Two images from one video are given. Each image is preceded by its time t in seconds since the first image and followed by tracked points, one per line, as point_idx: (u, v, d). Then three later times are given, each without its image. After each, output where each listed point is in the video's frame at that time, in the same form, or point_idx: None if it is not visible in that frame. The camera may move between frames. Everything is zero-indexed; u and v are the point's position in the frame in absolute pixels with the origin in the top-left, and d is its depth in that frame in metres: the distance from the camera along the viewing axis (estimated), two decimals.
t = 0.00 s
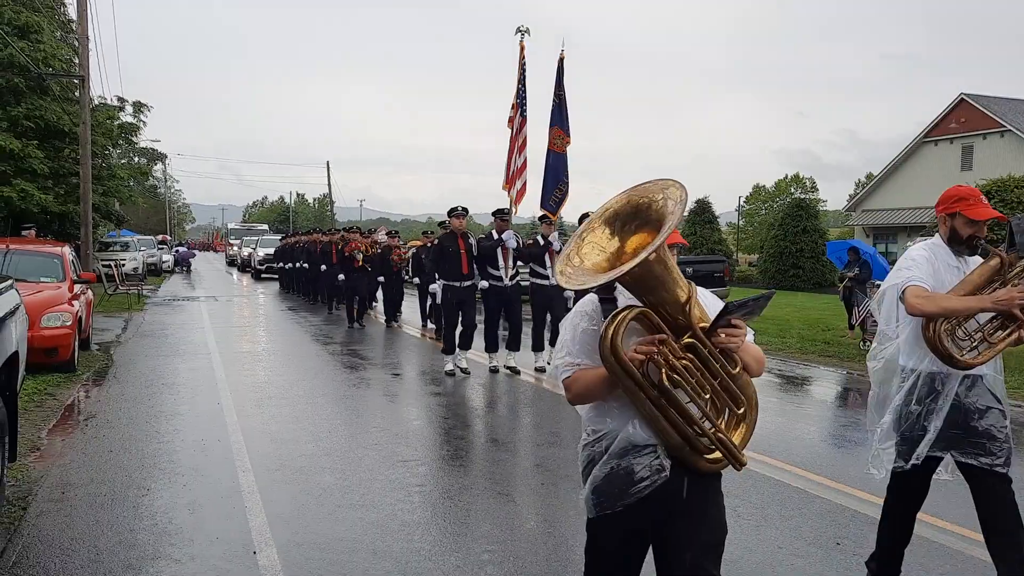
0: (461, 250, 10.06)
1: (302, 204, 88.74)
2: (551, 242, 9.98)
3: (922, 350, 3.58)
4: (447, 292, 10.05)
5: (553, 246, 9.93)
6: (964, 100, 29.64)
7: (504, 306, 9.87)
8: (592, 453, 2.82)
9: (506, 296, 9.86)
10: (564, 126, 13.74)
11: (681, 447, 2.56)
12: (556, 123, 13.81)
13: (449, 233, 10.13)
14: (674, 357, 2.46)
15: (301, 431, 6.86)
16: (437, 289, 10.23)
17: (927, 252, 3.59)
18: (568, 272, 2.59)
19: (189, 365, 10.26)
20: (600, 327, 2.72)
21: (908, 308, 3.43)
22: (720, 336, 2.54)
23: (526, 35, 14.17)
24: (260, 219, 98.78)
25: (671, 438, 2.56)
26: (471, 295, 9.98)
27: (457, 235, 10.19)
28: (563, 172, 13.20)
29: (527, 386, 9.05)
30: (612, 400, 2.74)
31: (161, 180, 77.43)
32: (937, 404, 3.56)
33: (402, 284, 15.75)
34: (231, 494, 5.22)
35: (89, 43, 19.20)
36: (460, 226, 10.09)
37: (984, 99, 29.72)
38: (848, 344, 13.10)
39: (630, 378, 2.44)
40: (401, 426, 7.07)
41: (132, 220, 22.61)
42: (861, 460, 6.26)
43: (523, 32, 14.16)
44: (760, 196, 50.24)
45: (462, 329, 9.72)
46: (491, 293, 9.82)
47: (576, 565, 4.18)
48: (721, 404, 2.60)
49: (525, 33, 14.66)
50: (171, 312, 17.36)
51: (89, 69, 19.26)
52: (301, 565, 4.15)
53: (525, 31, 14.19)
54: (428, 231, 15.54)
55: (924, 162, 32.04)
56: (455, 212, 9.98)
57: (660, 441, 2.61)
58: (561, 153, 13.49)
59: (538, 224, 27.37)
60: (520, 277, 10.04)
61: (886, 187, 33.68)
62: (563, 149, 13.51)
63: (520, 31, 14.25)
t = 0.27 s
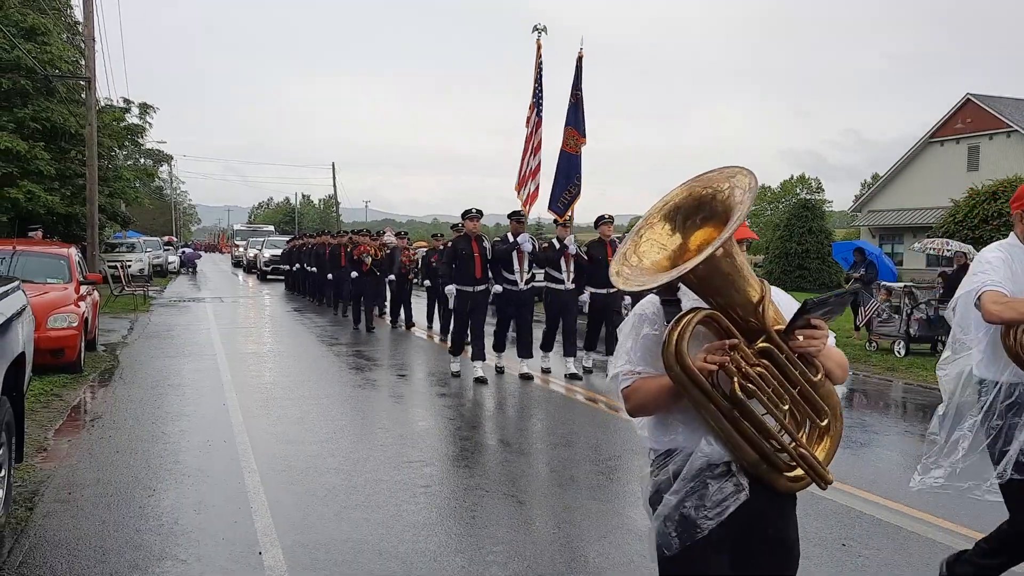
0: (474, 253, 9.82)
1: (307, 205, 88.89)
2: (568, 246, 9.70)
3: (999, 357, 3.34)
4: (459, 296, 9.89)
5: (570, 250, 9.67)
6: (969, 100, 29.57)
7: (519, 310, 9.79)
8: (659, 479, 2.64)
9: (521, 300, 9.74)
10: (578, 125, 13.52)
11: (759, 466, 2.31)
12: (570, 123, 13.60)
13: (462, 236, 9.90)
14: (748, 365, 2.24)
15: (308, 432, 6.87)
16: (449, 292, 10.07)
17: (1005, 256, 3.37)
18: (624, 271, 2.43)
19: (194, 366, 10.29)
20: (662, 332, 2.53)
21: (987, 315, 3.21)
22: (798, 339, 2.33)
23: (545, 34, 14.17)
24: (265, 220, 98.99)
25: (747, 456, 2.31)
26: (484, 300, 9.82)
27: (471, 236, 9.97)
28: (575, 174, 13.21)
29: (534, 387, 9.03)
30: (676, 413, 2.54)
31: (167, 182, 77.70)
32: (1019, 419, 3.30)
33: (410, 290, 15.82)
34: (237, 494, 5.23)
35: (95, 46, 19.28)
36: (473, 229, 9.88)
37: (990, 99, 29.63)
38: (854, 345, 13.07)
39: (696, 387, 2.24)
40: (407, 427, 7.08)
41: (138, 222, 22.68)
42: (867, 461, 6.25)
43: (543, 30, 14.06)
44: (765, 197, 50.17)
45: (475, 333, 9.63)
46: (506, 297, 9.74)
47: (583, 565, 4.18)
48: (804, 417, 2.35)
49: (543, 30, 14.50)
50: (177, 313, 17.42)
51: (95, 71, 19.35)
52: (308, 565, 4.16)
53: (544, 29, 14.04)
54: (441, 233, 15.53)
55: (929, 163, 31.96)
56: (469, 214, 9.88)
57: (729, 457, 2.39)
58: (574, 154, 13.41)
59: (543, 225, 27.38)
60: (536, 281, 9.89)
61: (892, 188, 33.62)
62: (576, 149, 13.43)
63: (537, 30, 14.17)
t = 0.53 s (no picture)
0: (487, 252, 9.67)
1: (310, 206, 88.93)
2: (581, 243, 9.60)
3: None
4: (472, 296, 9.64)
5: (584, 247, 9.56)
6: (974, 100, 29.52)
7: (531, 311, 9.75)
8: (720, 517, 2.54)
9: (535, 299, 9.77)
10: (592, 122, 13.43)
11: (827, 496, 2.27)
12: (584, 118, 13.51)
13: (474, 234, 9.75)
14: (818, 391, 2.17)
15: (311, 433, 6.87)
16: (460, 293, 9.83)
17: None
18: (680, 285, 2.34)
19: (198, 367, 10.30)
20: (719, 348, 2.44)
21: None
22: (875, 359, 2.22)
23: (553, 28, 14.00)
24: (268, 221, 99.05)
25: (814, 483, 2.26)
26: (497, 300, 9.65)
27: (483, 235, 9.80)
28: (589, 170, 13.16)
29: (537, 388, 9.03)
30: (737, 439, 2.46)
31: (171, 184, 77.85)
32: None
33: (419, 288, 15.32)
34: (241, 495, 5.23)
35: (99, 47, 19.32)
36: (485, 227, 9.82)
37: (995, 99, 29.59)
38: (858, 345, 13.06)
39: (762, 416, 2.16)
40: (412, 429, 7.08)
41: (141, 223, 22.72)
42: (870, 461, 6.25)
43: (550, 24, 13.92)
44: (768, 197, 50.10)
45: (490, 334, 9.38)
46: (520, 296, 9.72)
47: (586, 567, 4.18)
48: (875, 443, 2.27)
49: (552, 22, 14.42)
50: (181, 313, 17.44)
51: (99, 73, 19.39)
52: (312, 566, 4.17)
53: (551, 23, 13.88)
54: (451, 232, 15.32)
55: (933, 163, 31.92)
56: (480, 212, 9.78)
57: (798, 487, 2.31)
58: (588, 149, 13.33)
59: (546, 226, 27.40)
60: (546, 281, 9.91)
61: (895, 188, 33.57)
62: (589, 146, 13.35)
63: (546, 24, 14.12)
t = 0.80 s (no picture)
0: (497, 256, 9.59)
1: (313, 207, 89.03)
2: (592, 246, 9.44)
3: None
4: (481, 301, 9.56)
5: (595, 250, 9.38)
6: (977, 99, 29.49)
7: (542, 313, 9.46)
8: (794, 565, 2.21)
9: (546, 304, 9.46)
10: (605, 121, 13.25)
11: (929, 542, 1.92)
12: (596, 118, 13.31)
13: (483, 238, 9.61)
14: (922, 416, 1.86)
15: (315, 434, 6.87)
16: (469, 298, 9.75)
17: None
18: (754, 292, 2.03)
19: (202, 368, 10.31)
20: (793, 368, 2.12)
21: None
22: (979, 378, 1.94)
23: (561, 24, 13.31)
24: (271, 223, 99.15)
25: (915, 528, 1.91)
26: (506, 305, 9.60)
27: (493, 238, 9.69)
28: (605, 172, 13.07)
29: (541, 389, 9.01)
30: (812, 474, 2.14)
31: (174, 186, 77.99)
32: None
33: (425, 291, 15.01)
34: (243, 496, 5.24)
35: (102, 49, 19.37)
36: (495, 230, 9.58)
37: (998, 98, 29.54)
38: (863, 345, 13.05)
39: (855, 448, 1.83)
40: (415, 429, 7.07)
41: (145, 225, 22.78)
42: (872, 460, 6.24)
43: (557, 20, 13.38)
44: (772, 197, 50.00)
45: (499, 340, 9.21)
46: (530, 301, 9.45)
47: (590, 567, 4.18)
48: (980, 478, 1.96)
49: (557, 19, 13.79)
50: (184, 315, 17.45)
51: (103, 75, 19.44)
52: (315, 566, 4.17)
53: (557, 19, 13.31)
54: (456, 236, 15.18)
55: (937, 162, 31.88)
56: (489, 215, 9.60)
57: (888, 528, 1.98)
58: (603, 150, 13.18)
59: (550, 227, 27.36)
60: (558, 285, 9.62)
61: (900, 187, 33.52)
62: (604, 146, 13.22)
63: (553, 19, 13.47)
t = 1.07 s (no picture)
0: (507, 253, 9.24)
1: (315, 208, 89.13)
2: (603, 243, 9.17)
3: None
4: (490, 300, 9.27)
5: (607, 248, 9.11)
6: (979, 97, 29.47)
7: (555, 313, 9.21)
8: None
9: (557, 304, 9.18)
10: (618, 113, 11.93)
11: None
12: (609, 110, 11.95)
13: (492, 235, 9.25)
14: None
15: (318, 435, 6.87)
16: (477, 297, 9.46)
17: None
18: (865, 280, 1.68)
19: (205, 369, 10.33)
20: (895, 372, 1.82)
21: None
22: None
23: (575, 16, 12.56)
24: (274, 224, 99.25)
25: None
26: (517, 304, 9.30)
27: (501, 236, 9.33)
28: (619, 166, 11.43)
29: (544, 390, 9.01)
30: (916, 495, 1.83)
31: (177, 187, 78.14)
32: None
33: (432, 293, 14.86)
34: (246, 497, 5.25)
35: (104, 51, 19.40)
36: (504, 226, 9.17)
37: (1000, 96, 29.52)
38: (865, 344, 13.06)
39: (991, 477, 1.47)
40: (418, 430, 7.07)
41: (147, 226, 22.81)
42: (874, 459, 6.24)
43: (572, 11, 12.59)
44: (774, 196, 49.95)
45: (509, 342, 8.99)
46: (541, 300, 9.17)
47: (594, 567, 4.18)
48: None
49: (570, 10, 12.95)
50: (187, 316, 17.49)
51: (105, 77, 19.48)
52: (319, 567, 4.18)
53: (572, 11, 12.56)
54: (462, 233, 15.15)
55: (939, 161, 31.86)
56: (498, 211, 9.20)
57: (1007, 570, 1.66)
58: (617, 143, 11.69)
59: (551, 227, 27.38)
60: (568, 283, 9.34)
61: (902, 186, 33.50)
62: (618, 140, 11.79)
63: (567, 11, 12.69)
